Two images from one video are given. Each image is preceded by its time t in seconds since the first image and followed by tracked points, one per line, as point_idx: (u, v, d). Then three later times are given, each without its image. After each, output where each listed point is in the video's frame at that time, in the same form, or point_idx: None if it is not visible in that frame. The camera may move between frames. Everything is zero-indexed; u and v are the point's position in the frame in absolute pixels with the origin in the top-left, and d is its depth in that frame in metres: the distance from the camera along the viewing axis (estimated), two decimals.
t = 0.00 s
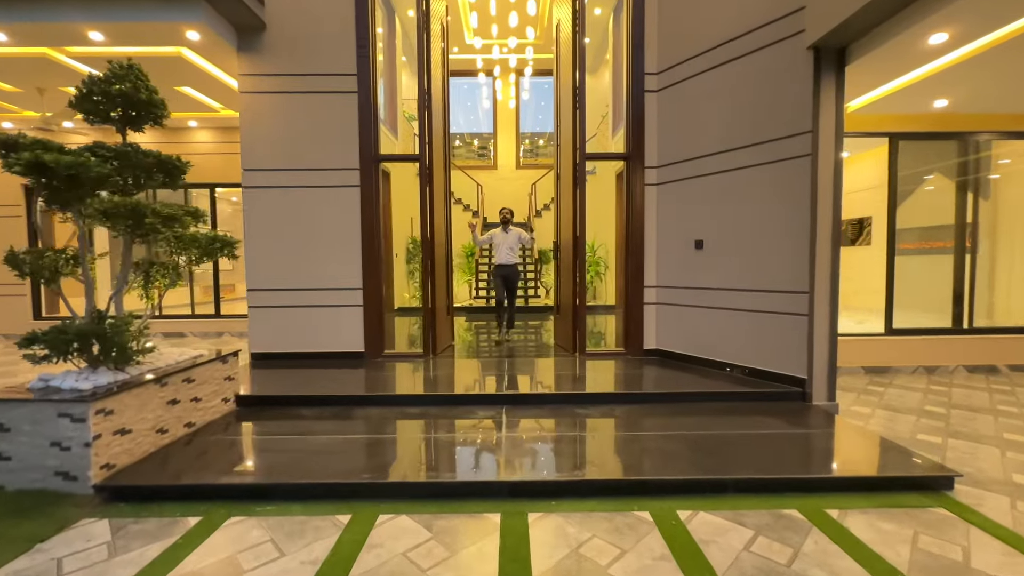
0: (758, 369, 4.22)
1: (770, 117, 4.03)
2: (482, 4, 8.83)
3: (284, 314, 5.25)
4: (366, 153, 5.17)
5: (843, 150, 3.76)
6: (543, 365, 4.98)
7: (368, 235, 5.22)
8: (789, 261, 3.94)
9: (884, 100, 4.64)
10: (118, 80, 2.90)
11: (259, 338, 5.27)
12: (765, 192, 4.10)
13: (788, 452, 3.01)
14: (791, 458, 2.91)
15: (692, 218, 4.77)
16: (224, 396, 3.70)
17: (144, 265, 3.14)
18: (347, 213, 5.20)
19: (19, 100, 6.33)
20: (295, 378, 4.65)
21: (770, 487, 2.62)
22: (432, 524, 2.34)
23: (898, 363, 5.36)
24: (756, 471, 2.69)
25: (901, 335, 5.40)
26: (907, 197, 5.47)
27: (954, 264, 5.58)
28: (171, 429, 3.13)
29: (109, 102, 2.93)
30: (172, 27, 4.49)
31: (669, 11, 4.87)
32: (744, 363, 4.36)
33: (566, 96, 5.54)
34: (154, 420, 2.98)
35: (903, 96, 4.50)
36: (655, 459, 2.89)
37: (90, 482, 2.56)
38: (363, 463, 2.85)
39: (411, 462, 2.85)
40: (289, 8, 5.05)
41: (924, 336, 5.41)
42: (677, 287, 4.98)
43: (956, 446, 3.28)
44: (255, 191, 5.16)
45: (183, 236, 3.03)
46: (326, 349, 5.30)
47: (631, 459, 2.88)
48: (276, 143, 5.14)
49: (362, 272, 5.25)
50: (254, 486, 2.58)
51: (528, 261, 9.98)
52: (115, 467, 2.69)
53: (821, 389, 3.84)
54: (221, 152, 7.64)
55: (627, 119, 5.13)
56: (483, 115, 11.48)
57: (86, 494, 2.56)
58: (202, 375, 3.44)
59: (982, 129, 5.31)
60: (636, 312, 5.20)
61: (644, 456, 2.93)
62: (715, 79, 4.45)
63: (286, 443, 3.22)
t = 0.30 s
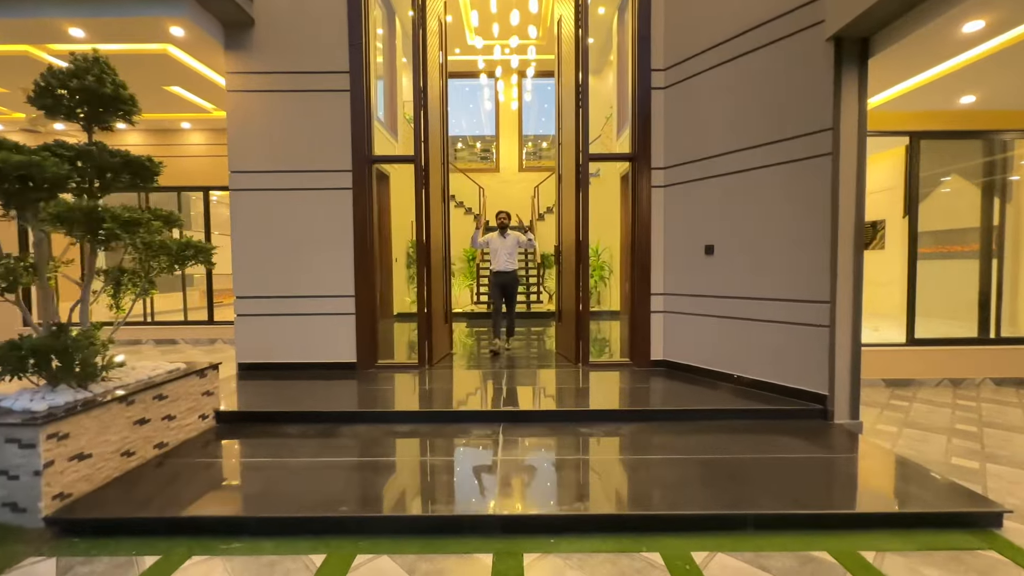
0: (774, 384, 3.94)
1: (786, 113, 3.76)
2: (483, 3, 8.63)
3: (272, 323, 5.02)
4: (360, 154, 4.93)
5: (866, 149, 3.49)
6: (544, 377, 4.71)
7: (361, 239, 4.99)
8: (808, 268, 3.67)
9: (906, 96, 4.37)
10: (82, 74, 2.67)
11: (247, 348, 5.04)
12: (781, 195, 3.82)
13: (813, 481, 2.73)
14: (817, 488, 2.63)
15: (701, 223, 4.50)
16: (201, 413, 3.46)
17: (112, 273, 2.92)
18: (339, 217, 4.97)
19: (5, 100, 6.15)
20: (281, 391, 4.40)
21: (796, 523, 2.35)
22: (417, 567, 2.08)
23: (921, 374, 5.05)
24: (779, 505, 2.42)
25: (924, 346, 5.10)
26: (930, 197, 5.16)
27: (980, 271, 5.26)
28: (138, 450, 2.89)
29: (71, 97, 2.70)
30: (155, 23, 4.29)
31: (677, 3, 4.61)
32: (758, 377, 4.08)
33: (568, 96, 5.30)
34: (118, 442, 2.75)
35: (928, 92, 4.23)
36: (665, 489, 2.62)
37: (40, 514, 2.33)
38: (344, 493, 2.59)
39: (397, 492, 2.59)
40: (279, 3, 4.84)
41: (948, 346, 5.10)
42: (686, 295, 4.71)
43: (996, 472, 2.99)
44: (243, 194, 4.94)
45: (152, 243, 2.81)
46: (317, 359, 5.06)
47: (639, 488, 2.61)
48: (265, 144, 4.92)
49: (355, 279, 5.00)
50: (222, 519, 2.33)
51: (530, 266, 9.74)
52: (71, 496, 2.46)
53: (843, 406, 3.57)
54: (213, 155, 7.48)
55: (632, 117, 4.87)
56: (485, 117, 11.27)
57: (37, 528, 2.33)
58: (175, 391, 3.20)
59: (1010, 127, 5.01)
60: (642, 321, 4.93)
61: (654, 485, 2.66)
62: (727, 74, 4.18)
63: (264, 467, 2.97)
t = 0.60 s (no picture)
0: (789, 406, 3.74)
1: (797, 124, 3.62)
2: (484, 15, 8.59)
3: (263, 340, 4.83)
4: (355, 166, 4.79)
5: (882, 161, 3.34)
6: (546, 397, 4.51)
7: (356, 254, 4.82)
8: (823, 285, 3.49)
9: (919, 107, 4.23)
10: (59, 80, 2.54)
11: (236, 366, 4.84)
12: (793, 208, 3.66)
13: (837, 516, 2.51)
14: (842, 525, 2.41)
15: (709, 236, 4.33)
16: (181, 439, 3.25)
17: (86, 288, 2.75)
18: (333, 231, 4.81)
19: None
20: (269, 413, 4.19)
21: (823, 568, 2.13)
22: None
23: (939, 395, 4.84)
24: (803, 548, 2.19)
25: (942, 365, 4.89)
26: (945, 209, 5.00)
27: (998, 286, 5.06)
28: (108, 482, 2.68)
29: (48, 106, 2.56)
30: (145, 33, 4.18)
31: (681, 13, 4.50)
32: (771, 399, 3.88)
33: (570, 109, 5.18)
34: (85, 473, 2.54)
35: (941, 102, 4.09)
36: (677, 527, 2.40)
37: None
38: (327, 531, 2.38)
39: (386, 531, 2.38)
40: (274, 14, 4.74)
41: (966, 365, 4.90)
42: (693, 312, 4.53)
43: None
44: (234, 207, 4.79)
45: (127, 258, 2.65)
46: (308, 378, 4.86)
47: (648, 526, 2.40)
48: (258, 156, 4.79)
49: (349, 295, 4.82)
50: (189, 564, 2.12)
51: (531, 279, 9.60)
52: (29, 536, 2.25)
53: (863, 432, 3.36)
54: (208, 167, 7.36)
55: (635, 130, 4.73)
56: (486, 131, 11.19)
57: None
58: (152, 417, 2.99)
59: None
60: (648, 338, 4.74)
61: (664, 522, 2.45)
62: (734, 84, 4.05)
63: (243, 499, 2.76)
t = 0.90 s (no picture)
0: (803, 432, 3.56)
1: (805, 138, 3.52)
2: (482, 33, 8.61)
3: (250, 360, 4.63)
4: (349, 180, 4.66)
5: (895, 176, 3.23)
6: (545, 420, 4.31)
7: (349, 271, 4.66)
8: (837, 304, 3.34)
9: (927, 121, 4.15)
10: (31, 86, 2.40)
11: (220, 387, 4.63)
12: (803, 224, 3.54)
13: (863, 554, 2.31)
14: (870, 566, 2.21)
15: (714, 253, 4.20)
16: (155, 468, 3.03)
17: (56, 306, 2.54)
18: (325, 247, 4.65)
19: None
20: (253, 438, 3.96)
21: None
22: None
23: (952, 417, 4.66)
24: None
25: (954, 385, 4.73)
26: (952, 225, 4.90)
27: (1009, 304, 4.92)
28: (70, 519, 2.45)
29: (19, 113, 2.42)
30: (135, 44, 4.09)
31: (682, 29, 4.44)
32: (784, 425, 3.69)
33: (569, 125, 5.10)
34: (43, 510, 2.32)
35: (949, 117, 4.01)
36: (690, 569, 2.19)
37: None
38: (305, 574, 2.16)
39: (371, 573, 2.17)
40: (269, 28, 4.67)
41: (978, 386, 4.74)
42: (699, 331, 4.36)
43: None
44: (223, 222, 4.64)
45: (98, 274, 2.47)
46: (296, 400, 4.65)
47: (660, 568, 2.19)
48: (249, 170, 4.65)
49: (341, 313, 4.64)
50: None
51: (528, 295, 9.47)
52: None
53: (883, 460, 3.18)
54: (200, 182, 7.23)
55: (636, 144, 4.63)
56: (483, 148, 11.16)
57: None
58: (122, 445, 2.77)
59: None
60: (652, 359, 4.56)
61: (677, 563, 2.24)
62: (739, 98, 3.96)
63: (218, 535, 2.53)
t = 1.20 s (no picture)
0: (816, 477, 3.36)
1: (806, 171, 3.47)
2: (478, 67, 8.75)
3: (230, 398, 4.39)
4: (341, 210, 4.54)
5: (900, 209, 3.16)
6: (544, 463, 4.06)
7: (339, 304, 4.48)
8: (847, 340, 3.21)
9: (924, 155, 4.14)
10: None
11: (198, 427, 4.36)
12: (808, 258, 3.44)
13: None
14: None
15: (716, 287, 4.09)
16: (117, 523, 2.75)
17: (17, 346, 2.30)
18: (314, 279, 4.49)
19: None
20: (229, 484, 3.68)
21: None
22: None
23: (965, 457, 4.48)
24: None
25: (964, 423, 4.57)
26: (952, 257, 4.84)
27: (1015, 337, 4.82)
28: None
29: None
30: (126, 73, 4.02)
31: (677, 64, 4.47)
32: (796, 468, 3.49)
33: (565, 158, 5.07)
34: None
35: (947, 151, 4.01)
36: None
37: None
38: None
39: None
40: (265, 60, 4.64)
41: (990, 423, 4.58)
42: (701, 368, 4.21)
43: None
44: (209, 254, 4.48)
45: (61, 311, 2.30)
46: (278, 441, 4.38)
47: None
48: (238, 200, 4.53)
49: (328, 348, 4.44)
50: None
51: (523, 327, 9.31)
52: None
53: (906, 508, 2.98)
54: (190, 213, 7.09)
55: (633, 177, 4.58)
56: (478, 180, 11.20)
57: None
58: (80, 500, 2.52)
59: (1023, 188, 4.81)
60: (653, 396, 4.37)
61: None
62: (737, 131, 3.94)
63: None
